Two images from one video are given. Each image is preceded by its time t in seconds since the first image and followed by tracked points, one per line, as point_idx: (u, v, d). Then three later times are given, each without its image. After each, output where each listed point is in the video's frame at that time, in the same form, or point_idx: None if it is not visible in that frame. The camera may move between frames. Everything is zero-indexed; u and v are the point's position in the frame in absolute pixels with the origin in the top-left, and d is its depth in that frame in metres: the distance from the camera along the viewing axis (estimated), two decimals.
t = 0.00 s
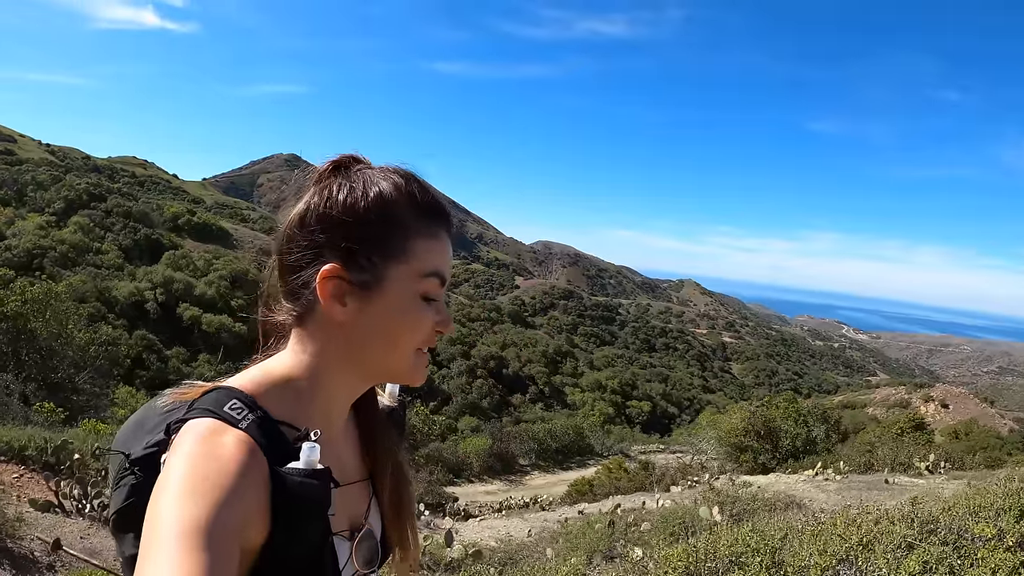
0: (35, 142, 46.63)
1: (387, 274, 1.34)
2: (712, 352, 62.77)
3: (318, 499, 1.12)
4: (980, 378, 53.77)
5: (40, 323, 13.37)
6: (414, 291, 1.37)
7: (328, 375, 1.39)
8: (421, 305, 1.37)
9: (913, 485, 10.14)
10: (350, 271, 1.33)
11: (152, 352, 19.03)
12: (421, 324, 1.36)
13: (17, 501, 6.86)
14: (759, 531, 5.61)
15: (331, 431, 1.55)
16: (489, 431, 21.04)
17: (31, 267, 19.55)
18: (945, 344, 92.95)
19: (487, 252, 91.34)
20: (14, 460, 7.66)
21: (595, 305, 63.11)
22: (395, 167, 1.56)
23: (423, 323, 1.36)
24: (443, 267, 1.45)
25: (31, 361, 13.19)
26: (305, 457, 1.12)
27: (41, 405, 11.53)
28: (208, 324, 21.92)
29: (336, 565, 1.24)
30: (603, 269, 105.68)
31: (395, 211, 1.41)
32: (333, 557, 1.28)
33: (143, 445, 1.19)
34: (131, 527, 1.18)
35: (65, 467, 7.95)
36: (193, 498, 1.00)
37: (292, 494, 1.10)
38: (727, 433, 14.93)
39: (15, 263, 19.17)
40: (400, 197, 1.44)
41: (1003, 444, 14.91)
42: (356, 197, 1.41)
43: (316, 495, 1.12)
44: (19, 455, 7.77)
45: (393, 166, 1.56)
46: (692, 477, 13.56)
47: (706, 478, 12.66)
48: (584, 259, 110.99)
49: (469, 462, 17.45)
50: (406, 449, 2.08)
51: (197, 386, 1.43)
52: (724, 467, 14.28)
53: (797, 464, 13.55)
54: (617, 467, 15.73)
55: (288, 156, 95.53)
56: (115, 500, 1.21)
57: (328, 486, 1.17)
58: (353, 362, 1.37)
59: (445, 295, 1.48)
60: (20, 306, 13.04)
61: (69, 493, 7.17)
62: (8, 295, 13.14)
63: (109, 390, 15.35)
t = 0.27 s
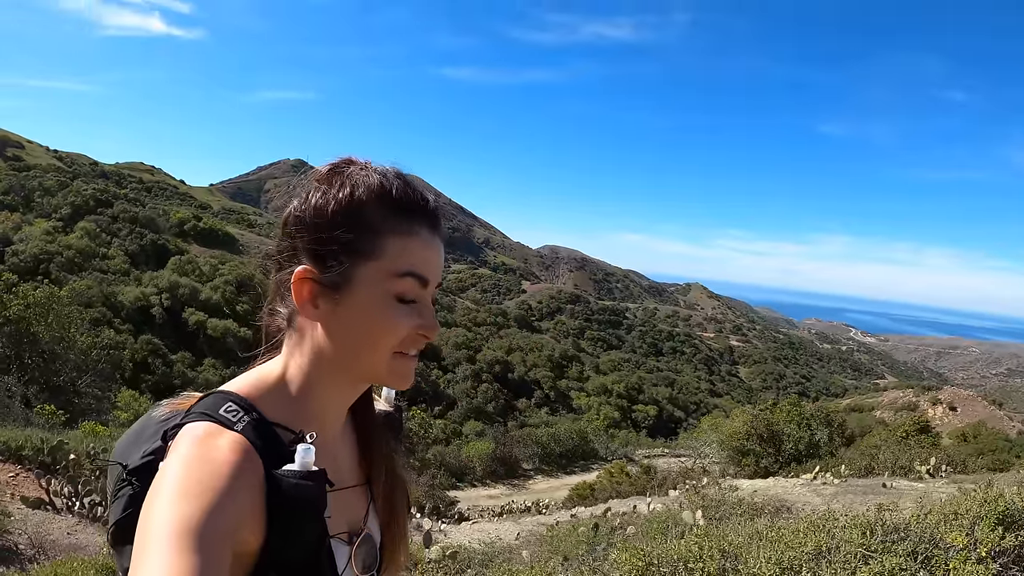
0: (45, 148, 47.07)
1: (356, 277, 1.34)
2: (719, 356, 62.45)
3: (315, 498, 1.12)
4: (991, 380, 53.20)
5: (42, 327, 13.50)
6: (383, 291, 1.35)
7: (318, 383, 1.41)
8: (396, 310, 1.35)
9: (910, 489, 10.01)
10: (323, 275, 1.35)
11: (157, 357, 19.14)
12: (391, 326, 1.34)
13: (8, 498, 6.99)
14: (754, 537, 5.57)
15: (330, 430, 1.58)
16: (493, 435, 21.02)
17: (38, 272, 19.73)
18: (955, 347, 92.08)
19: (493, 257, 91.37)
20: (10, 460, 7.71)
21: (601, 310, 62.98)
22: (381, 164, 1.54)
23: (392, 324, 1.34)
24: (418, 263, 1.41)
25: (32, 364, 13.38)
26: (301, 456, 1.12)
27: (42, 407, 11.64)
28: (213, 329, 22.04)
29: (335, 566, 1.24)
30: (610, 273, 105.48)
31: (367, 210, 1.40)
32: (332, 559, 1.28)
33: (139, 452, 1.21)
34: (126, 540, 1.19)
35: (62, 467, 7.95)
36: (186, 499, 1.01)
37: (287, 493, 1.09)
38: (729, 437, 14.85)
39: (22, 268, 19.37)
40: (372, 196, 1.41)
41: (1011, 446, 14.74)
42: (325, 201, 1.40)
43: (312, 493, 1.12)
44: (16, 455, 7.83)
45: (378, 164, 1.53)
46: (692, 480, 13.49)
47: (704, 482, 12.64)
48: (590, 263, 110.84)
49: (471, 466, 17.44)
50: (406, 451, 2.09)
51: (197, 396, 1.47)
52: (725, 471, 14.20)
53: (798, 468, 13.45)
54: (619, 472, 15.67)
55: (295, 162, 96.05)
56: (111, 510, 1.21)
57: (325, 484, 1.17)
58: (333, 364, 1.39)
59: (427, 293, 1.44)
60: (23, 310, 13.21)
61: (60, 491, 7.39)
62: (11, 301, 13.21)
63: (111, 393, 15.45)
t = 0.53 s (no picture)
0: (54, 156, 47.54)
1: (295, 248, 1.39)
2: (727, 361, 62.09)
3: (329, 468, 1.14)
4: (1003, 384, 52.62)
5: (46, 331, 13.63)
6: (315, 252, 1.35)
7: (312, 354, 1.43)
8: (352, 270, 1.35)
9: (906, 496, 9.87)
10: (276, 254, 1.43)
11: (164, 362, 19.27)
12: (326, 284, 1.33)
13: (3, 498, 7.03)
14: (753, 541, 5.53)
15: (339, 403, 1.61)
16: (498, 440, 21.00)
17: (46, 277, 19.93)
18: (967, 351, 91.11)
19: (500, 262, 91.47)
20: (9, 463, 7.81)
21: (609, 314, 62.83)
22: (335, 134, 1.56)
23: (327, 282, 1.33)
24: (352, 218, 1.37)
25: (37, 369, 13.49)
26: (314, 427, 1.14)
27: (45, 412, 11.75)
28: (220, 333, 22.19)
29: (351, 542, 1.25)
30: (618, 277, 105.23)
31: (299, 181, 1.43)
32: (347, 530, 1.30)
33: (154, 429, 1.23)
34: (143, 518, 1.21)
35: (59, 469, 8.05)
36: (203, 472, 1.02)
37: (301, 464, 1.11)
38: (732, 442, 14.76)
39: (31, 274, 19.57)
40: (303, 167, 1.45)
41: (1021, 450, 14.59)
42: (293, 175, 1.46)
43: (326, 464, 1.13)
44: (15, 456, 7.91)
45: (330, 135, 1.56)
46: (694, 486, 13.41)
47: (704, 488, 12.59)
48: (597, 268, 110.65)
49: (475, 472, 17.48)
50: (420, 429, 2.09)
51: (209, 374, 1.49)
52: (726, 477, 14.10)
53: (801, 474, 13.32)
54: (621, 477, 15.62)
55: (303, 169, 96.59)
56: (127, 490, 1.23)
57: (338, 456, 1.19)
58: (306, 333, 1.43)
59: (373, 247, 1.38)
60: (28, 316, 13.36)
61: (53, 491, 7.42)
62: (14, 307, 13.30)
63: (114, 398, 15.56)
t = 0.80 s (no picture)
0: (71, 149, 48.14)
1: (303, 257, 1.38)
2: (740, 358, 61.71)
3: (310, 481, 1.15)
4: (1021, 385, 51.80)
5: (53, 323, 13.85)
6: (326, 267, 1.35)
7: (300, 364, 1.44)
8: (360, 288, 1.37)
9: (908, 500, 9.76)
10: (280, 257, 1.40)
11: (174, 353, 19.53)
12: (334, 300, 1.34)
13: None
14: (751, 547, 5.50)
15: (322, 415, 1.62)
16: (505, 435, 21.06)
17: (58, 270, 20.25)
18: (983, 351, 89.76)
19: (513, 257, 91.53)
20: (10, 451, 7.97)
21: (621, 311, 62.64)
22: (345, 143, 1.55)
23: (335, 299, 1.34)
24: (363, 238, 1.39)
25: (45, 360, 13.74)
26: (297, 441, 1.16)
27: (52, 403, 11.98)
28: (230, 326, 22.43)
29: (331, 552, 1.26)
30: (630, 273, 104.81)
31: (312, 188, 1.41)
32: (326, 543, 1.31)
33: (137, 434, 1.22)
34: (125, 524, 1.20)
35: (58, 458, 8.19)
36: (184, 479, 1.02)
37: (280, 475, 1.12)
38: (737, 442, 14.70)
39: (43, 266, 19.89)
40: (318, 177, 1.43)
41: None
42: (305, 181, 1.43)
43: (307, 475, 1.15)
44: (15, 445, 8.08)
45: (341, 143, 1.55)
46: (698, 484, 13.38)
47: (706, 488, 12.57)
48: (610, 264, 110.28)
49: (481, 466, 17.58)
50: (398, 439, 2.13)
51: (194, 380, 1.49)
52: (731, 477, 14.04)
53: (808, 474, 13.22)
54: (625, 475, 15.62)
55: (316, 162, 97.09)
56: (110, 493, 1.22)
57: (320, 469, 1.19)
58: (301, 343, 1.43)
59: (381, 268, 1.40)
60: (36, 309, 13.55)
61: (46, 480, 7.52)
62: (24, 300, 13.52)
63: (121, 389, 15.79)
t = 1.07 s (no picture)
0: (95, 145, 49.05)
1: (399, 272, 1.29)
2: (757, 359, 61.03)
3: (330, 488, 1.11)
4: None
5: (66, 317, 14.09)
6: (423, 291, 1.32)
7: (338, 376, 1.36)
8: (448, 316, 1.36)
9: (916, 512, 9.58)
10: (358, 266, 1.29)
11: (189, 347, 19.84)
12: (426, 325, 1.30)
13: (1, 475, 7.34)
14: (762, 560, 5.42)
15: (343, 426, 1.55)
16: (516, 434, 21.08)
17: (77, 264, 20.68)
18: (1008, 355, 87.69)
19: (529, 254, 91.47)
20: (16, 442, 8.21)
21: (638, 309, 62.25)
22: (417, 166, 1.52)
23: (428, 323, 1.31)
24: (455, 269, 1.39)
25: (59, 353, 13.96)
26: (314, 447, 1.11)
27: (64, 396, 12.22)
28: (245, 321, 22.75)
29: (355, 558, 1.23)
30: (646, 272, 104.04)
31: (408, 208, 1.36)
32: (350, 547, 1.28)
33: (157, 452, 1.21)
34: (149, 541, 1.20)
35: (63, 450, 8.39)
36: (204, 494, 1.00)
37: (300, 485, 1.08)
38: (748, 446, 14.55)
39: (62, 260, 20.30)
40: (417, 197, 1.39)
41: None
42: (403, 193, 1.36)
43: (327, 484, 1.11)
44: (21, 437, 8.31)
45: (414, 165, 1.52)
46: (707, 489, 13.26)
47: (711, 492, 12.45)
48: (627, 263, 109.67)
49: (491, 464, 17.63)
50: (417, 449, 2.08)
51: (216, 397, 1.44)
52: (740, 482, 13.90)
53: (818, 480, 13.04)
54: (635, 476, 15.55)
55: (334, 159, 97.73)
56: (137, 514, 1.22)
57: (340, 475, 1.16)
58: (361, 359, 1.34)
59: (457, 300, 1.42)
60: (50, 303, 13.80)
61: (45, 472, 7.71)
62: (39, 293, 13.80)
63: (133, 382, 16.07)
